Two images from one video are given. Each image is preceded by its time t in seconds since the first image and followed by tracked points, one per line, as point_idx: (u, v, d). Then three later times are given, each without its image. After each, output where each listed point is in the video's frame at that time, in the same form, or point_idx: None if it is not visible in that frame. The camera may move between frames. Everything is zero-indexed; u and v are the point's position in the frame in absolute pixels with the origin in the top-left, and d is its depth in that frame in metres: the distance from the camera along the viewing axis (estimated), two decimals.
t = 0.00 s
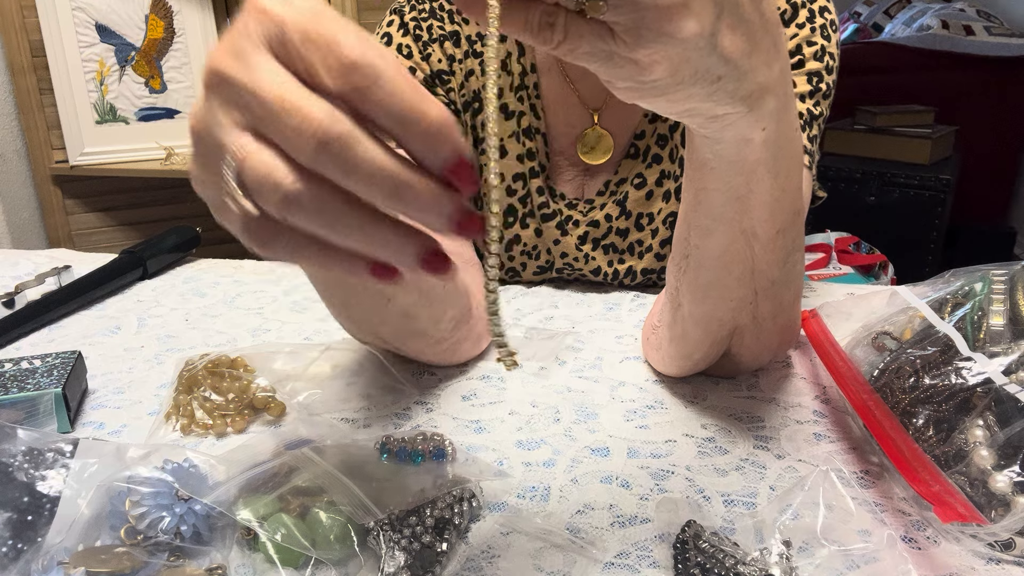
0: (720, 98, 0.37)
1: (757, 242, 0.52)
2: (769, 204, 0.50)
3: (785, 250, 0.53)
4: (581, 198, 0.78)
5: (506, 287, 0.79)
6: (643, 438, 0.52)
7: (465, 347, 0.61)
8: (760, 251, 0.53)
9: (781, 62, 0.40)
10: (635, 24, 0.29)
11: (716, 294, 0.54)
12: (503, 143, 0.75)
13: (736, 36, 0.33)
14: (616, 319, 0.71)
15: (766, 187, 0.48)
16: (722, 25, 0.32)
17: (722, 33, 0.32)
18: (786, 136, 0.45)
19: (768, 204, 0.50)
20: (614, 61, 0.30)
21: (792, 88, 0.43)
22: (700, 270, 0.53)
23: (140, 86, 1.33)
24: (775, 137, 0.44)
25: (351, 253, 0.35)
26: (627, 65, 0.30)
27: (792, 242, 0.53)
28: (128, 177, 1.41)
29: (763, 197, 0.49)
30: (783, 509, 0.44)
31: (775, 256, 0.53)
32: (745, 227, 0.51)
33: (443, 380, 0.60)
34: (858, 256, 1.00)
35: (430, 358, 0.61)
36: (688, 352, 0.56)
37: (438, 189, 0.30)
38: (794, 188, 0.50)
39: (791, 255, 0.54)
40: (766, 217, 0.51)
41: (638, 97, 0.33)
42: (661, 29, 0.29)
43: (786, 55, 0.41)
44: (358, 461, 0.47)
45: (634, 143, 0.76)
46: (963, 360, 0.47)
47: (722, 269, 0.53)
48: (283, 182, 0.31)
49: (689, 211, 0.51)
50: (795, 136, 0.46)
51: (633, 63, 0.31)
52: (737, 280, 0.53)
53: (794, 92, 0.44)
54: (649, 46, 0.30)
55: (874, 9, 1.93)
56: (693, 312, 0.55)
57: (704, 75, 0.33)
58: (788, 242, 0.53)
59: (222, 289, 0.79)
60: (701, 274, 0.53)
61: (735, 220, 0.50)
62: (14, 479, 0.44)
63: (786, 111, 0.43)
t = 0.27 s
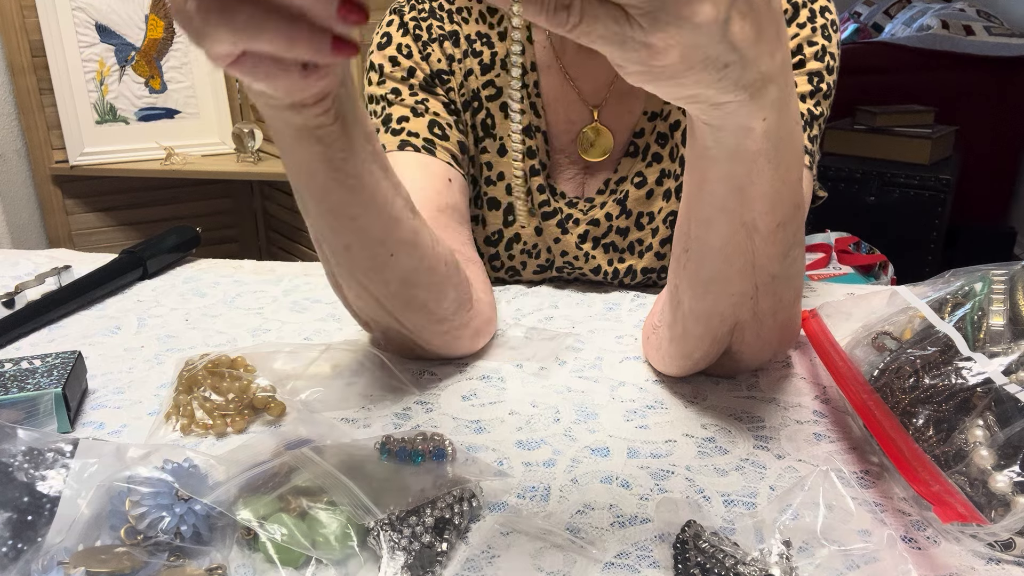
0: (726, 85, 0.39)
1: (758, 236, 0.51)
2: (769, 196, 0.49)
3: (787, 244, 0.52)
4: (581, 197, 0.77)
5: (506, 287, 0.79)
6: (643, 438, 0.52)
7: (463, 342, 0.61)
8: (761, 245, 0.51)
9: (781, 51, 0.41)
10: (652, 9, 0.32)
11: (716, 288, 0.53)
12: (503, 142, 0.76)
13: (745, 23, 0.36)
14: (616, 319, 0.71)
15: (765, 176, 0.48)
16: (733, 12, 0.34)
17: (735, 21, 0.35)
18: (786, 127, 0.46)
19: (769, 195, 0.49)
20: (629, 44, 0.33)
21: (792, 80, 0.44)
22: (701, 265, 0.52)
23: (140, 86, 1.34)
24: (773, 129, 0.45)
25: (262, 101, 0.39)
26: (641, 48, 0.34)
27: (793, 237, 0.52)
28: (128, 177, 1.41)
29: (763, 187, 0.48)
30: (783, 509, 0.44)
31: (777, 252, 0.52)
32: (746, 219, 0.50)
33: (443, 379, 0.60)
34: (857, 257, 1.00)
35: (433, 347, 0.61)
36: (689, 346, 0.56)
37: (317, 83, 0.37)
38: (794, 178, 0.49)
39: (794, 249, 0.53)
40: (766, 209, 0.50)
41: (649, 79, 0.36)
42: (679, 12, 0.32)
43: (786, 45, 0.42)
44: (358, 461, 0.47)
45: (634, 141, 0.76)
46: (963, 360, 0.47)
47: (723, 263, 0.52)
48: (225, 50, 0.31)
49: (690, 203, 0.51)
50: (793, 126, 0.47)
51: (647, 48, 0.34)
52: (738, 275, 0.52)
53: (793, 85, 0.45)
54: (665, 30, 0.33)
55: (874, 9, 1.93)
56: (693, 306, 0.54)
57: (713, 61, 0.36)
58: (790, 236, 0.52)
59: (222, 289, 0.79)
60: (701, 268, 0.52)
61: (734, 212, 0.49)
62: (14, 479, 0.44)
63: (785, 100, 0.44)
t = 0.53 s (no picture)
0: (732, 68, 0.40)
1: (759, 224, 0.51)
2: (771, 184, 0.49)
3: (788, 233, 0.52)
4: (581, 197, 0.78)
5: (505, 287, 0.79)
6: (643, 438, 0.52)
7: (466, 342, 0.61)
8: (762, 234, 0.51)
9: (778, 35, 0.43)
10: None
11: (718, 279, 0.53)
12: (503, 142, 0.77)
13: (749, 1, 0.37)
14: (616, 319, 0.71)
15: (768, 163, 0.48)
16: None
17: None
18: (787, 115, 0.47)
19: (770, 184, 0.49)
20: (642, 25, 0.34)
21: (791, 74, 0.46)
22: (702, 256, 0.52)
23: (140, 86, 1.35)
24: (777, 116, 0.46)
25: (296, 85, 0.43)
26: (654, 27, 0.35)
27: (795, 227, 0.52)
28: (128, 177, 1.41)
29: (765, 176, 0.49)
30: (782, 509, 0.44)
31: (778, 242, 0.52)
32: (747, 207, 0.50)
33: (443, 380, 0.60)
34: (858, 257, 1.00)
35: (438, 347, 0.61)
36: (690, 339, 0.55)
37: (350, 66, 0.41)
38: (794, 166, 0.50)
39: (795, 240, 0.53)
40: (768, 197, 0.50)
41: (658, 61, 0.38)
42: None
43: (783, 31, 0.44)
44: (358, 461, 0.47)
45: (634, 141, 0.76)
46: (963, 360, 0.47)
47: (724, 253, 0.52)
48: (271, 9, 0.35)
49: (691, 193, 0.51)
50: (793, 116, 0.48)
51: (659, 26, 0.35)
52: (739, 265, 0.52)
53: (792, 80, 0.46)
54: (676, 7, 0.34)
55: (874, 9, 1.93)
56: (694, 298, 0.54)
57: (721, 42, 0.37)
58: (790, 226, 0.52)
59: (222, 289, 0.79)
60: (702, 257, 0.52)
61: (736, 199, 0.50)
62: (14, 478, 0.44)
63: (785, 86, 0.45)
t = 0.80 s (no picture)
0: (730, 65, 0.40)
1: (759, 222, 0.51)
2: (770, 181, 0.49)
3: (787, 232, 0.52)
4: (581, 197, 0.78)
5: (505, 287, 0.79)
6: (643, 438, 0.52)
7: (467, 341, 0.61)
8: (761, 232, 0.51)
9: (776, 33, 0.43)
10: None
11: (717, 277, 0.52)
12: (503, 142, 0.77)
13: None
14: (616, 319, 0.71)
15: (768, 160, 0.48)
16: None
17: None
18: (784, 112, 0.47)
19: (769, 181, 0.49)
20: (642, 20, 0.35)
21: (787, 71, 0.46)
22: (703, 253, 0.52)
23: (140, 86, 1.35)
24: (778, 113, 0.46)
25: (308, 75, 0.44)
26: (653, 23, 0.35)
27: (794, 225, 0.52)
28: (128, 177, 1.41)
29: (764, 174, 0.49)
30: (782, 509, 0.44)
31: (778, 240, 0.52)
32: (748, 205, 0.50)
33: (443, 380, 0.60)
34: (857, 257, 1.00)
35: (440, 346, 0.61)
36: (690, 338, 0.55)
37: (365, 57, 0.42)
38: (793, 163, 0.50)
39: (795, 237, 0.53)
40: (768, 194, 0.50)
41: (658, 57, 0.38)
42: None
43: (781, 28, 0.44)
44: (358, 461, 0.47)
45: (634, 141, 0.76)
46: (963, 360, 0.47)
47: (724, 251, 0.51)
48: None
49: (691, 192, 0.50)
50: (791, 114, 0.48)
51: (658, 22, 0.35)
52: (740, 264, 0.52)
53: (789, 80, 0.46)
54: (676, 1, 0.34)
55: (874, 9, 1.93)
56: (694, 297, 0.54)
57: (720, 38, 0.38)
58: (790, 224, 0.52)
59: (222, 289, 0.79)
60: (702, 255, 0.52)
61: (736, 198, 0.49)
62: (14, 479, 0.44)
63: (784, 83, 0.46)
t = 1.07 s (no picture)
0: (724, 65, 0.40)
1: (754, 221, 0.51)
2: (766, 181, 0.49)
3: (782, 231, 0.52)
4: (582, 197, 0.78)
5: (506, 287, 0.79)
6: (643, 438, 0.52)
7: (470, 341, 0.61)
8: (757, 232, 0.51)
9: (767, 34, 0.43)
10: None
11: (713, 277, 0.53)
12: (504, 142, 0.76)
13: None
14: (616, 319, 0.71)
15: (759, 158, 0.48)
16: None
17: None
18: (778, 110, 0.47)
19: (764, 180, 0.49)
20: (637, 22, 0.35)
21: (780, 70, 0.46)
22: (698, 253, 0.52)
23: (140, 86, 1.35)
24: (771, 113, 0.46)
25: (319, 72, 0.43)
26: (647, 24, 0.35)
27: (789, 224, 0.52)
28: (128, 177, 1.41)
29: (758, 173, 0.49)
30: (783, 509, 0.44)
31: (773, 239, 0.52)
32: (743, 204, 0.50)
33: (443, 380, 0.60)
34: (858, 257, 1.00)
35: (441, 346, 0.61)
36: (687, 338, 0.56)
37: (377, 60, 0.41)
38: (788, 162, 0.50)
39: (791, 236, 0.53)
40: (762, 193, 0.50)
41: (652, 59, 0.38)
42: None
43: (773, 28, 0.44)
44: (358, 461, 0.47)
45: (634, 141, 0.76)
46: (963, 360, 0.47)
47: (720, 250, 0.52)
48: None
49: (687, 191, 0.51)
50: (785, 113, 0.48)
51: (653, 24, 0.35)
52: (735, 263, 0.52)
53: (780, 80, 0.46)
54: (671, 3, 0.34)
55: (874, 9, 1.94)
56: (691, 296, 0.54)
57: (713, 39, 0.37)
58: (785, 223, 0.52)
59: (222, 289, 0.79)
60: (698, 255, 0.52)
61: (731, 197, 0.50)
62: (14, 479, 0.44)
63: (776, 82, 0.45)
